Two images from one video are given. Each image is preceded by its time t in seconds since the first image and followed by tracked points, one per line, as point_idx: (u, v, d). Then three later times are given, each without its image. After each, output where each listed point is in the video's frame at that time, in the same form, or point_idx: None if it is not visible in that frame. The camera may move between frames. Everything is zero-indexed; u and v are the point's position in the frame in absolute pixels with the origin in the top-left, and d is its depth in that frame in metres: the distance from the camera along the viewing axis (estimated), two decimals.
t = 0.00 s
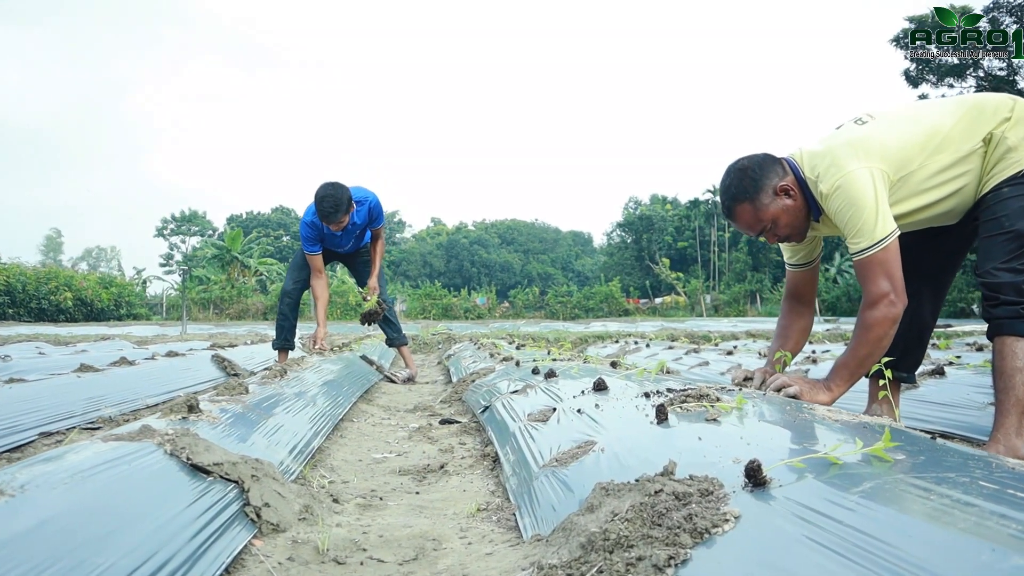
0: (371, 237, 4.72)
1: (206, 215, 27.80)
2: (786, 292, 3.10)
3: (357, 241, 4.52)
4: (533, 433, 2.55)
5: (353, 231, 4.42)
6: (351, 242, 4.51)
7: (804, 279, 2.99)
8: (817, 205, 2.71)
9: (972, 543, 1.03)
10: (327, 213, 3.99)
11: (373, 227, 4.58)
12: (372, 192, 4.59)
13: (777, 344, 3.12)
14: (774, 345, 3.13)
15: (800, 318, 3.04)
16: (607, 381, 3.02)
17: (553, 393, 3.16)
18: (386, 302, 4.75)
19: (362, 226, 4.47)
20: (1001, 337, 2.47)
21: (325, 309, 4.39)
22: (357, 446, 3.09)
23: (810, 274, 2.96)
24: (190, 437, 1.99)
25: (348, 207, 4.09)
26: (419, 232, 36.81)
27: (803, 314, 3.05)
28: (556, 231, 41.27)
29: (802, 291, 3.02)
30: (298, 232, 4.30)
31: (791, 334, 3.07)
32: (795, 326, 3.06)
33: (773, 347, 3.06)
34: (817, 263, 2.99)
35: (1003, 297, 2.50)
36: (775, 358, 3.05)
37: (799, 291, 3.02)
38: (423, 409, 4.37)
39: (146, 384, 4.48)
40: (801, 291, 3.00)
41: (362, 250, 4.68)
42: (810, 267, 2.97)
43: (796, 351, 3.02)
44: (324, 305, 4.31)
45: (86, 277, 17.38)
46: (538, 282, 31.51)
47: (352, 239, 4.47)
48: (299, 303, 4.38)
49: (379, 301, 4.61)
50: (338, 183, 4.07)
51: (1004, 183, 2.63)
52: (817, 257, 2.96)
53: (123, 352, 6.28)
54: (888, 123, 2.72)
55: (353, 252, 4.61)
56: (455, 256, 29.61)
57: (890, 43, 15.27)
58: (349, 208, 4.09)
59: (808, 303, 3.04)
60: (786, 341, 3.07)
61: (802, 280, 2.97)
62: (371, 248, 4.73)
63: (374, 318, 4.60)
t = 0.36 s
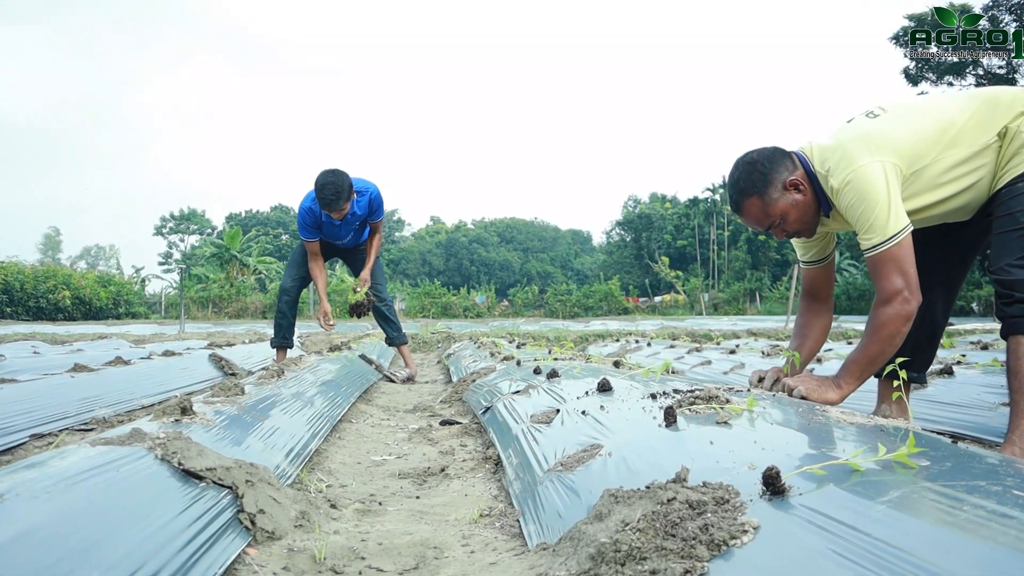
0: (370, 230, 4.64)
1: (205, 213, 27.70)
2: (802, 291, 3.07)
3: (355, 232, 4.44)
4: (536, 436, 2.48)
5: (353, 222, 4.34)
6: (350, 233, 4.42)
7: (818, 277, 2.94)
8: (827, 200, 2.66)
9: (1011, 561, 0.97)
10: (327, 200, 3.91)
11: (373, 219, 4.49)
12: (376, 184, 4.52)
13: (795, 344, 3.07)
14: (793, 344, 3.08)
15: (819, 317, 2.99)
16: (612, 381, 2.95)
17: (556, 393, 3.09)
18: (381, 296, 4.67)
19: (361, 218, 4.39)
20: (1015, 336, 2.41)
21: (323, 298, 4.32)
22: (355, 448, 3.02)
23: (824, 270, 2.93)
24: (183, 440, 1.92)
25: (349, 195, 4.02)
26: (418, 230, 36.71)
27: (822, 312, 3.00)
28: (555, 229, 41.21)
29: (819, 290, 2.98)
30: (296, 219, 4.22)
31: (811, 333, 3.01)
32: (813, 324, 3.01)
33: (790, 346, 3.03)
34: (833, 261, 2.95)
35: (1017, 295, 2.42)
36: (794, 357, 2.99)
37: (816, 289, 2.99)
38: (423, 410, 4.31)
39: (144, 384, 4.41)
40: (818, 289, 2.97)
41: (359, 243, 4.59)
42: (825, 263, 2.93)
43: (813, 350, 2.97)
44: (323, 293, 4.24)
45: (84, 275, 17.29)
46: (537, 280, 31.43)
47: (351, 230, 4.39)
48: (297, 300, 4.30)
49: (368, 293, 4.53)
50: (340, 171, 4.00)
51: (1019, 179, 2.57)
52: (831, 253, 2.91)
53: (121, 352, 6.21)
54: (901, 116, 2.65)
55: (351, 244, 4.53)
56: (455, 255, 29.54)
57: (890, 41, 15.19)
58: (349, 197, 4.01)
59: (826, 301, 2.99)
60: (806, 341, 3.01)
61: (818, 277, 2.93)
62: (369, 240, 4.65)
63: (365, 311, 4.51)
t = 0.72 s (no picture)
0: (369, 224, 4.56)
1: (204, 213, 27.60)
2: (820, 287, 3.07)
3: (355, 226, 4.35)
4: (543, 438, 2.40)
5: (353, 215, 4.25)
6: (350, 227, 4.34)
7: (837, 271, 2.96)
8: (843, 192, 2.57)
9: None
10: (327, 190, 3.83)
11: (373, 213, 4.40)
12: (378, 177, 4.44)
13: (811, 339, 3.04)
14: (807, 340, 3.05)
15: (837, 312, 2.99)
16: (620, 381, 2.87)
17: (562, 394, 3.00)
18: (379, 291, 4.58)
19: (361, 211, 4.31)
20: None
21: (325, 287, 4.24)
22: (355, 450, 2.93)
23: (842, 265, 2.95)
24: (176, 444, 1.83)
25: (349, 187, 3.94)
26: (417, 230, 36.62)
27: (841, 307, 3.00)
28: (555, 229, 41.15)
29: (837, 285, 2.99)
30: (296, 208, 4.15)
31: (828, 327, 3.00)
32: (831, 320, 3.00)
33: (806, 342, 3.02)
34: (849, 256, 2.94)
35: None
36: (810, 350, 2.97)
37: (835, 284, 2.99)
38: (424, 410, 4.22)
39: (141, 385, 4.32)
40: (837, 284, 2.98)
41: (359, 238, 4.51)
42: (843, 258, 2.94)
43: (827, 346, 2.95)
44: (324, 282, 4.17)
45: (83, 275, 17.21)
46: (536, 280, 31.35)
47: (351, 223, 4.30)
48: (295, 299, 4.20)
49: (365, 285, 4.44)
50: (342, 162, 3.93)
51: None
52: (847, 248, 2.90)
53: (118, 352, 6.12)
54: (921, 106, 2.57)
55: (350, 238, 4.44)
56: (454, 254, 29.44)
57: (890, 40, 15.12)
58: (350, 188, 3.93)
59: (844, 296, 2.99)
60: (822, 335, 2.99)
61: (838, 272, 2.95)
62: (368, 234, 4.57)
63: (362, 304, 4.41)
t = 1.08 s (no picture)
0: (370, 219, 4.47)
1: (202, 212, 27.47)
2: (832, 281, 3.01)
3: (355, 220, 4.26)
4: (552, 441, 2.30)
5: (354, 207, 4.16)
6: (350, 221, 4.25)
7: (851, 265, 2.88)
8: (860, 183, 2.48)
9: None
10: (327, 180, 3.75)
11: (374, 207, 4.31)
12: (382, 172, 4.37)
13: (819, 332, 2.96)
14: (814, 334, 2.97)
15: (847, 306, 2.93)
16: (630, 380, 2.78)
17: (569, 394, 2.91)
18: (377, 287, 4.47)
19: (362, 204, 4.22)
20: None
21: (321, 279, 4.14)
22: (356, 452, 2.83)
23: (856, 259, 2.87)
24: (168, 447, 1.74)
25: (351, 177, 3.86)
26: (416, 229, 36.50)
27: (852, 302, 2.93)
28: (553, 227, 41.09)
29: (849, 279, 2.92)
30: (296, 200, 4.06)
31: (837, 321, 2.92)
32: (840, 314, 2.94)
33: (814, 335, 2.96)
34: (863, 250, 2.86)
35: None
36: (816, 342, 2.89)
37: (848, 278, 2.93)
38: (424, 411, 4.12)
39: (135, 385, 4.23)
40: (848, 278, 2.92)
41: (359, 233, 4.41)
42: (856, 253, 2.87)
43: (834, 339, 2.88)
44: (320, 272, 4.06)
45: (81, 275, 17.11)
46: (535, 279, 31.26)
47: (351, 217, 4.21)
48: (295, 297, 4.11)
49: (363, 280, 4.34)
50: (343, 152, 3.85)
51: None
52: (861, 242, 2.83)
53: (113, 352, 6.01)
54: (941, 96, 2.47)
55: (349, 232, 4.34)
56: (453, 253, 29.34)
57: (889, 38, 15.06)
58: (351, 178, 3.85)
59: (856, 291, 2.92)
60: (830, 328, 2.91)
61: (850, 267, 2.88)
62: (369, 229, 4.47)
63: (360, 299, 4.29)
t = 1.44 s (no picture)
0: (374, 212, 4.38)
1: (200, 211, 27.33)
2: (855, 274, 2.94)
3: (361, 209, 4.17)
4: (564, 446, 2.20)
5: (362, 196, 4.07)
6: (357, 210, 4.15)
7: (873, 257, 2.81)
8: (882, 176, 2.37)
9: None
10: (342, 161, 3.66)
11: (382, 199, 4.21)
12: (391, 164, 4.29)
13: (842, 329, 2.89)
14: (837, 330, 2.90)
15: (871, 300, 2.85)
16: (643, 381, 2.69)
17: (579, 395, 2.81)
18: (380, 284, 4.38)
19: (371, 194, 4.12)
20: None
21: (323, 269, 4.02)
22: (358, 456, 2.73)
23: (878, 251, 2.79)
24: (162, 454, 1.64)
25: (364, 161, 3.77)
26: (414, 228, 36.39)
27: (876, 296, 2.86)
28: (552, 226, 40.99)
29: (872, 271, 2.85)
30: (304, 184, 3.95)
31: (860, 317, 2.85)
32: (864, 309, 2.86)
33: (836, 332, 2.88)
34: (884, 243, 2.78)
35: None
36: (839, 339, 2.83)
37: (870, 271, 2.86)
38: (427, 412, 4.02)
39: (131, 385, 4.12)
40: (870, 271, 2.85)
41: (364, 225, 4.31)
42: (876, 246, 2.79)
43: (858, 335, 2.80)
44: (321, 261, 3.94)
45: (78, 274, 17.01)
46: (534, 278, 31.16)
47: (358, 206, 4.11)
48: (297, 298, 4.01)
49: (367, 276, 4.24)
50: (358, 136, 3.77)
51: None
52: (882, 234, 2.74)
53: (109, 351, 5.90)
54: (966, 86, 2.35)
55: (354, 223, 4.24)
56: (451, 252, 29.22)
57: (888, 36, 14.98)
58: (365, 162, 3.76)
59: (879, 284, 2.85)
60: (853, 324, 2.84)
61: (871, 260, 2.81)
62: (373, 223, 4.37)
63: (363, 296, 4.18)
